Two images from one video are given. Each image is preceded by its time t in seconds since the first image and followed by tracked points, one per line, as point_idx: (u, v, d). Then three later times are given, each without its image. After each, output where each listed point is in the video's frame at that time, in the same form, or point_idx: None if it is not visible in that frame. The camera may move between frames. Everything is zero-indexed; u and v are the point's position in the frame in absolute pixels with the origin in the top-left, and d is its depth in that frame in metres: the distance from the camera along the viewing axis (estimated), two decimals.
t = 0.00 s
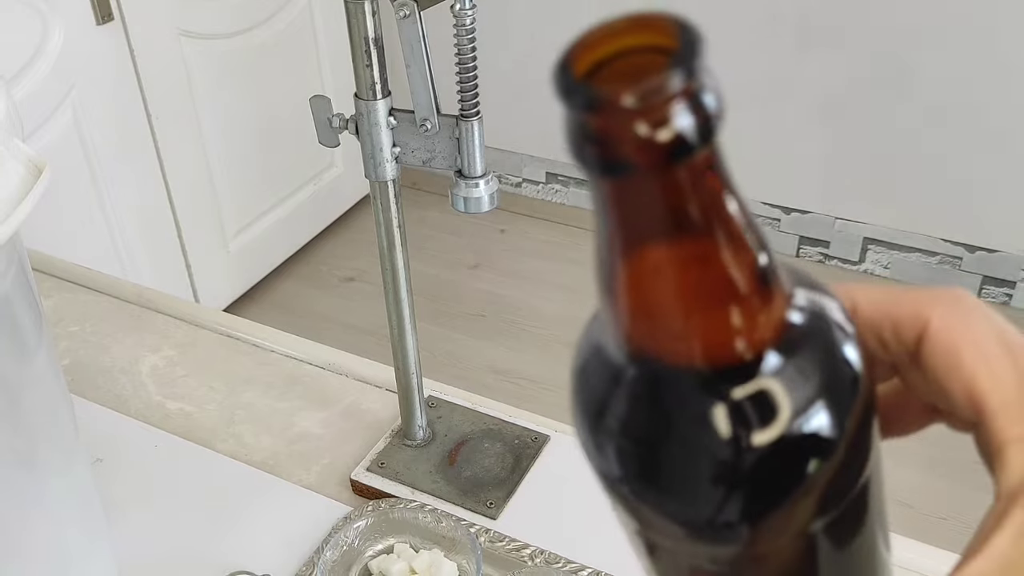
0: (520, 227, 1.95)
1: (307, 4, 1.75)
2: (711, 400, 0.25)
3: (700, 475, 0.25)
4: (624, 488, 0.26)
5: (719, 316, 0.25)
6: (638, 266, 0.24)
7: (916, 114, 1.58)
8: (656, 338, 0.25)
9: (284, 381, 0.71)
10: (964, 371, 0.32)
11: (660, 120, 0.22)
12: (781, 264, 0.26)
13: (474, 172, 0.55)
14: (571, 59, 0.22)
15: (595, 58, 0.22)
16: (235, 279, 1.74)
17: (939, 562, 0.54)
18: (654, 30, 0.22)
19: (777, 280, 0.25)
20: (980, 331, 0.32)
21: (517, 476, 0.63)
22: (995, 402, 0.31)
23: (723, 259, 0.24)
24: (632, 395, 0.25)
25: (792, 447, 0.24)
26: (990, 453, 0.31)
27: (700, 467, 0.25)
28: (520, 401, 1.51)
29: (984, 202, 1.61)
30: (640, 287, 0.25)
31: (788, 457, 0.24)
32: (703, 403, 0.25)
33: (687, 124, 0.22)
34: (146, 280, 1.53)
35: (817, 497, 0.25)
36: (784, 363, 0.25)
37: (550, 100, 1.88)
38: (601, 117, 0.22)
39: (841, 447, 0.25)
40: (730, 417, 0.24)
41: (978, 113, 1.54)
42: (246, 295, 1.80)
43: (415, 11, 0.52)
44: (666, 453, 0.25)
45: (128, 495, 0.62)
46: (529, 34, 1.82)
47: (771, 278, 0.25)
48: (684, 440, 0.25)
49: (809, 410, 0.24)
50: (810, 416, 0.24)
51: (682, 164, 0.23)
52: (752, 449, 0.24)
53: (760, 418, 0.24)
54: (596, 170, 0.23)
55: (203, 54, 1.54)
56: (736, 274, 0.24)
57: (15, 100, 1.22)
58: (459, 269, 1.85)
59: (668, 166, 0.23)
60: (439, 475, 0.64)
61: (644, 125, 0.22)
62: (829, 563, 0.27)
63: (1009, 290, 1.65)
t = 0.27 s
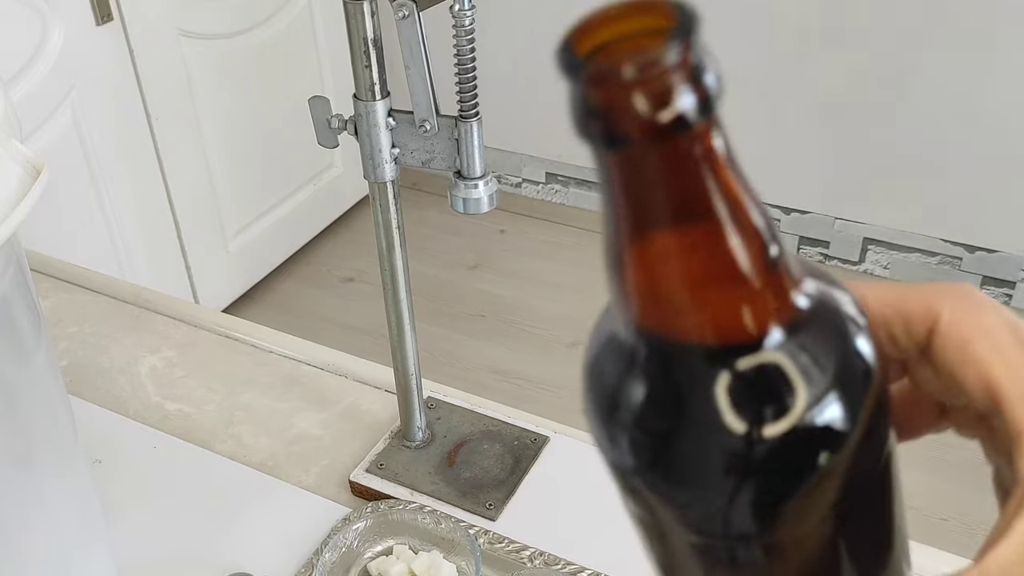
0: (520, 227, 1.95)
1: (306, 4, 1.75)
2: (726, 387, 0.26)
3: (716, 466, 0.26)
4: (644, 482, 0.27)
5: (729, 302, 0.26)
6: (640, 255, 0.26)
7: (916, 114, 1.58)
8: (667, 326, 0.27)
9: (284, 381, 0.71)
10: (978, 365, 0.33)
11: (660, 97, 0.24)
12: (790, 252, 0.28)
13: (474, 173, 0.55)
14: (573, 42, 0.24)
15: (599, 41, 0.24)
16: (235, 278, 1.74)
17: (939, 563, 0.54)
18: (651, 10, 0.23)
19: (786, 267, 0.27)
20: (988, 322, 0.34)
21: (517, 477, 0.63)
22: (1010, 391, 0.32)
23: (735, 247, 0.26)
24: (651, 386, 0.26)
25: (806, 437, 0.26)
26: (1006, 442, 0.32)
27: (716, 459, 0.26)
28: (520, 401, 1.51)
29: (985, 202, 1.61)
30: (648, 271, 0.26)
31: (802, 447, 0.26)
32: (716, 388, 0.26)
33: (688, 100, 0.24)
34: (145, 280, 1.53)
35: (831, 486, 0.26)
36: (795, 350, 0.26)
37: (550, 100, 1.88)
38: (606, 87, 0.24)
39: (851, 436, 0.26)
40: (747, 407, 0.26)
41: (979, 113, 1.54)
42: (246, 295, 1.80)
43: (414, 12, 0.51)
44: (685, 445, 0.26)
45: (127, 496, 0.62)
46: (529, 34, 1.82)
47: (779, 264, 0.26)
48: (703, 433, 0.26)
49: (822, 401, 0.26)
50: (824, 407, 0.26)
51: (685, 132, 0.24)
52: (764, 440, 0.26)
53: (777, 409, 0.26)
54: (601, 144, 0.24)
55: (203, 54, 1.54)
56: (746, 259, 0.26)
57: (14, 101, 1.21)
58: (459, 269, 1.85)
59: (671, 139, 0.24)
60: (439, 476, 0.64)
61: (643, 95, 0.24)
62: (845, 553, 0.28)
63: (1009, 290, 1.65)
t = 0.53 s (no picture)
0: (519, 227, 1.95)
1: (306, 4, 1.75)
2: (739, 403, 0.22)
3: (723, 502, 0.23)
4: (639, 513, 0.24)
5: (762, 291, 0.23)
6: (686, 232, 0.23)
7: (916, 114, 1.58)
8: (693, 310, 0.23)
9: (283, 382, 0.70)
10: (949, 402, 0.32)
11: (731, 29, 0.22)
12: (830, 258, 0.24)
13: (473, 174, 0.55)
14: None
15: None
16: (235, 279, 1.74)
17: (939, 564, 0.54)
18: None
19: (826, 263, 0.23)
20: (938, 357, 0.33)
21: (516, 478, 0.62)
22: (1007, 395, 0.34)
23: (767, 230, 0.23)
24: (659, 400, 0.23)
25: (825, 478, 0.22)
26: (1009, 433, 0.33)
27: (722, 496, 0.22)
28: (520, 401, 1.51)
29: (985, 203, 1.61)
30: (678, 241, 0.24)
31: (820, 488, 0.22)
32: (724, 412, 0.22)
33: (762, 41, 0.22)
34: (145, 281, 1.53)
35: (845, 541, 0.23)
36: (824, 368, 0.22)
37: (550, 100, 1.88)
38: None
39: (876, 480, 0.23)
40: (760, 437, 0.22)
41: (979, 113, 1.54)
42: (246, 295, 1.80)
43: (413, 13, 0.51)
44: (688, 480, 0.23)
45: (126, 497, 0.62)
46: (529, 34, 1.82)
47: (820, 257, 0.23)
48: (708, 465, 0.22)
49: (845, 436, 0.22)
50: (846, 444, 0.22)
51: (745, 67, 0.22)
52: (780, 479, 0.22)
53: (793, 441, 0.22)
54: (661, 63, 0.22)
55: (203, 54, 1.54)
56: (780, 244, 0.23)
57: (14, 102, 1.21)
58: (459, 269, 1.85)
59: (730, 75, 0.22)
60: (438, 478, 0.64)
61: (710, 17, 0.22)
62: None
63: (1009, 290, 1.65)
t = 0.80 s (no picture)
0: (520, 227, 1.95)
1: (306, 4, 1.75)
2: (749, 426, 0.22)
3: (729, 527, 0.23)
4: (636, 539, 0.24)
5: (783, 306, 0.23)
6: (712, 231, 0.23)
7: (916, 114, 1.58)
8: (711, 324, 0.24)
9: (285, 381, 0.71)
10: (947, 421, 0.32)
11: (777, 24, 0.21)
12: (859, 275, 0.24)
13: (474, 173, 0.55)
14: None
15: None
16: (235, 279, 1.74)
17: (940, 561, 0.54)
18: None
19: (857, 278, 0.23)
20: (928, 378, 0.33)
21: (517, 477, 0.63)
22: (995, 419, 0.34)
23: (791, 246, 0.22)
24: (659, 425, 0.23)
25: (837, 505, 0.22)
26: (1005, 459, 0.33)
27: (728, 521, 0.23)
28: (520, 401, 1.51)
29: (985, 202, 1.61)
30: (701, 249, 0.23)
31: (832, 516, 0.22)
32: (730, 439, 0.22)
33: (809, 39, 0.21)
34: (145, 280, 1.53)
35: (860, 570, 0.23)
36: (843, 393, 0.23)
37: (550, 100, 1.88)
38: None
39: (893, 507, 0.23)
40: (771, 461, 0.22)
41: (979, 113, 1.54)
42: (246, 295, 1.81)
43: (415, 12, 0.51)
44: (692, 506, 0.23)
45: (127, 496, 0.62)
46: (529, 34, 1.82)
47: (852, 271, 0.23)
48: (713, 490, 0.23)
49: (859, 463, 0.22)
50: (860, 472, 0.22)
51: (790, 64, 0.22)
52: (792, 507, 0.22)
53: (806, 467, 0.22)
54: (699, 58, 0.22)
55: (203, 54, 1.54)
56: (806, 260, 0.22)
57: (15, 101, 1.21)
58: (459, 269, 1.85)
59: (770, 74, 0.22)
60: (439, 476, 0.64)
61: (756, 10, 0.21)
62: None
63: (1010, 290, 1.65)
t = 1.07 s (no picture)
0: (519, 227, 1.95)
1: (306, 4, 1.75)
2: (749, 425, 0.22)
3: (723, 529, 0.23)
4: (627, 541, 0.24)
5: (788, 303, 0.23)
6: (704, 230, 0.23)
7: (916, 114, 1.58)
8: (714, 320, 0.24)
9: (284, 382, 0.71)
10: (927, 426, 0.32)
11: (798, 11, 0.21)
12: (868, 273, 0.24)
13: (474, 173, 0.55)
14: None
15: None
16: (235, 279, 1.74)
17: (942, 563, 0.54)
18: None
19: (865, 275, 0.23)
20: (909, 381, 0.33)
21: (516, 477, 0.63)
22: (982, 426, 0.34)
23: (802, 237, 0.23)
24: (653, 426, 0.23)
25: (836, 508, 0.22)
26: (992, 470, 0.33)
27: (722, 523, 0.23)
28: (520, 401, 1.51)
29: (985, 202, 1.61)
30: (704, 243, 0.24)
31: (830, 519, 0.22)
32: (728, 440, 0.22)
33: (833, 21, 0.21)
34: (145, 280, 1.53)
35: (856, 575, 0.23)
36: (846, 394, 0.23)
37: (550, 100, 1.88)
38: None
39: (893, 512, 0.23)
40: (770, 463, 0.22)
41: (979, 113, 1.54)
42: (246, 295, 1.81)
43: (414, 13, 0.51)
44: (686, 508, 0.23)
45: (127, 496, 0.62)
46: (529, 34, 1.82)
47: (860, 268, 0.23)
48: (708, 491, 0.23)
49: (860, 466, 0.22)
50: (860, 476, 0.22)
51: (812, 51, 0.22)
52: (790, 511, 0.22)
53: (806, 469, 0.22)
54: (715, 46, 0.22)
55: (202, 54, 1.54)
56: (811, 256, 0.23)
57: (14, 102, 1.21)
58: (459, 269, 1.85)
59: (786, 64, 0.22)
60: (438, 477, 0.64)
61: None
62: None
63: (1009, 290, 1.65)
